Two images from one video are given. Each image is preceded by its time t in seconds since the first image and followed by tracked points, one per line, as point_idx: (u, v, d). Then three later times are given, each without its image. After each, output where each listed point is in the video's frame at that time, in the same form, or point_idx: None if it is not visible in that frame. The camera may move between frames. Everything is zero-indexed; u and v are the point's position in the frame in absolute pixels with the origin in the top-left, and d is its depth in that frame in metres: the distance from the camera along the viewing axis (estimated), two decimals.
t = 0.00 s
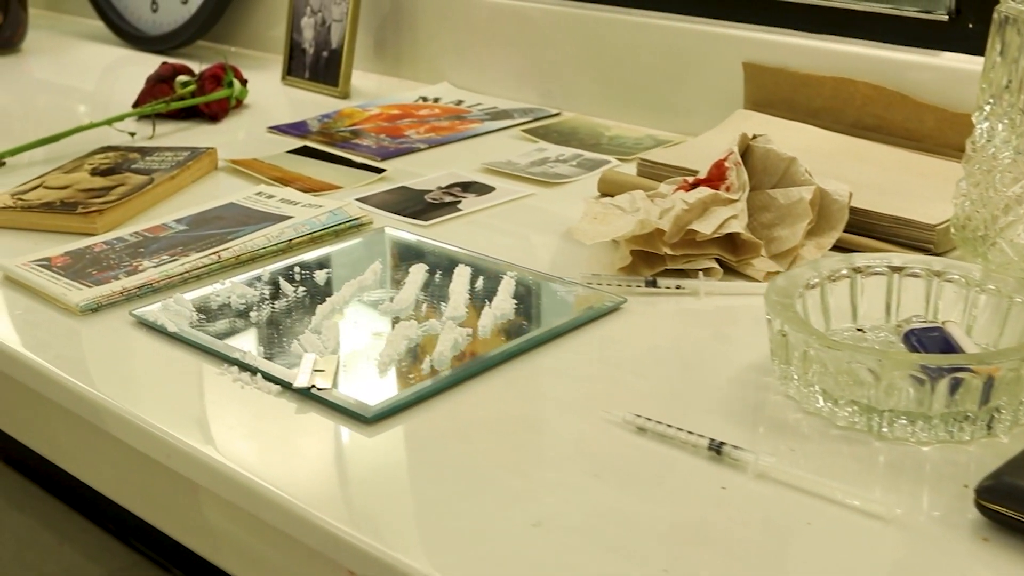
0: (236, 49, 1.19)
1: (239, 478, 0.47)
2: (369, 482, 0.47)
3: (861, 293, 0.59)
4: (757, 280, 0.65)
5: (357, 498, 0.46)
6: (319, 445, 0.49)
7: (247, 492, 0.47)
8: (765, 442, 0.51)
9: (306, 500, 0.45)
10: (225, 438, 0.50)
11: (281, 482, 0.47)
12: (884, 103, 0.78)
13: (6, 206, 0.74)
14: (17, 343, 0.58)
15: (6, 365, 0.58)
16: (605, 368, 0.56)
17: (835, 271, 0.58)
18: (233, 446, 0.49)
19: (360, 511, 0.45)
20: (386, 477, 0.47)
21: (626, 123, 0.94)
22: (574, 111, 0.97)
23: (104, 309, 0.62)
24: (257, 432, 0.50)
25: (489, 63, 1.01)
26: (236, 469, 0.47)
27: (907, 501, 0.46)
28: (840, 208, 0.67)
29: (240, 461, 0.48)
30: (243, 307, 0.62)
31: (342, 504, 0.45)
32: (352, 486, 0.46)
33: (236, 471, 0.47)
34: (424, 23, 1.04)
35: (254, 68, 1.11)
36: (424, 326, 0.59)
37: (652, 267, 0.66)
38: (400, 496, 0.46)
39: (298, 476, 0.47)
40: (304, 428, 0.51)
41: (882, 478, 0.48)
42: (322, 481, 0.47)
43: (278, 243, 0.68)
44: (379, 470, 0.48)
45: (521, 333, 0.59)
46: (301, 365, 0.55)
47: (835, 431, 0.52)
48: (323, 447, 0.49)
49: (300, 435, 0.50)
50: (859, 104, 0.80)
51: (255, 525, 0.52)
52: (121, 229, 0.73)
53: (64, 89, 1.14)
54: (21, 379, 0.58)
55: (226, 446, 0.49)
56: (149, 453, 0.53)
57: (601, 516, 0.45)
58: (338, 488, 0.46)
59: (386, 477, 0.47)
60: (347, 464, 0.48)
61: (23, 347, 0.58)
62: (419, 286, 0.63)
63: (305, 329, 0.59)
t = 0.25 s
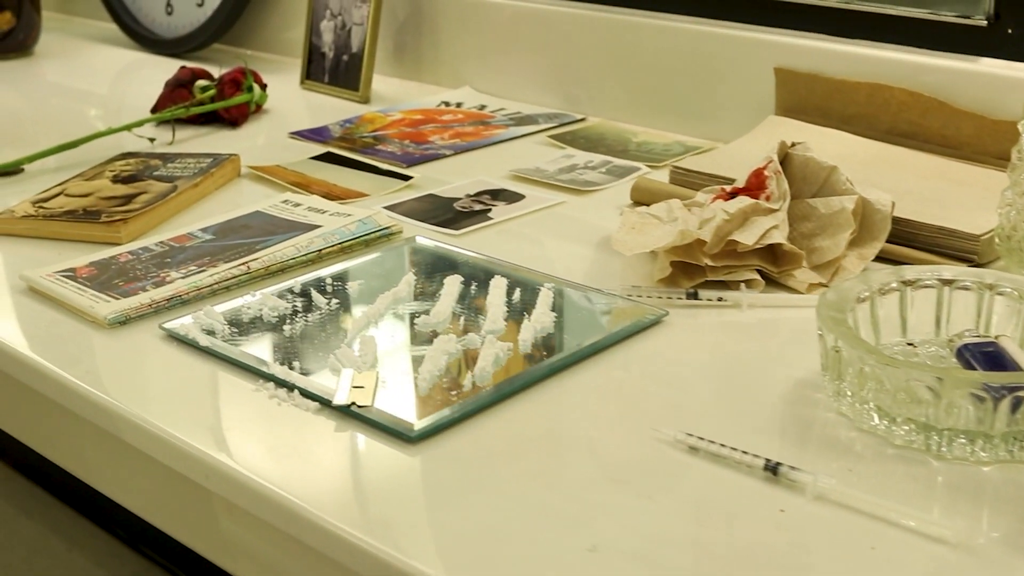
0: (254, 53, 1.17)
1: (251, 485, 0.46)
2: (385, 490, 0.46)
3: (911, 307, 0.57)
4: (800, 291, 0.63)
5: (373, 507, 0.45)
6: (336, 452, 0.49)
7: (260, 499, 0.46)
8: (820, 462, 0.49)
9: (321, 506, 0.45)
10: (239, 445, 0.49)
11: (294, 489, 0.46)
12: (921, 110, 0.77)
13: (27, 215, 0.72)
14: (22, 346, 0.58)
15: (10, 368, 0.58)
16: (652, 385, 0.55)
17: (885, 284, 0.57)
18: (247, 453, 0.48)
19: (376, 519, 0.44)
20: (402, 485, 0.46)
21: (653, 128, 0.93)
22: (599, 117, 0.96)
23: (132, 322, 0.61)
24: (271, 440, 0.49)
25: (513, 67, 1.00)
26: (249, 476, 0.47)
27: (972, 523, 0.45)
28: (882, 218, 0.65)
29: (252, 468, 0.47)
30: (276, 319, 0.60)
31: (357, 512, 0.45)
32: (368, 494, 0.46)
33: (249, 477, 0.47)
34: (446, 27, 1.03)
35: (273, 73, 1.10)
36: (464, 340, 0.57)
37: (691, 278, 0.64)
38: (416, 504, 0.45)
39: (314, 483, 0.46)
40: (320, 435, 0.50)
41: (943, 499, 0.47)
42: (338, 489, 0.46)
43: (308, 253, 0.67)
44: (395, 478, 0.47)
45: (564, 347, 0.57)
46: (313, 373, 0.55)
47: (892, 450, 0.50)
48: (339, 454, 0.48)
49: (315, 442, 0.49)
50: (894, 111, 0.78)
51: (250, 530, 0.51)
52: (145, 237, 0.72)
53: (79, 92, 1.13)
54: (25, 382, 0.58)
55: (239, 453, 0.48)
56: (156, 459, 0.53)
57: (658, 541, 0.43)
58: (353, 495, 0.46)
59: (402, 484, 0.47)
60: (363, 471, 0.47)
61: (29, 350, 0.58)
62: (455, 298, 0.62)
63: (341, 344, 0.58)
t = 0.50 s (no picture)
0: (270, 56, 1.16)
1: (266, 492, 0.46)
2: (401, 498, 0.45)
3: (959, 320, 0.56)
4: (841, 302, 0.62)
5: (388, 515, 0.44)
6: (351, 460, 0.48)
7: (274, 506, 0.45)
8: (874, 481, 0.48)
9: (335, 515, 0.44)
10: (253, 451, 0.48)
11: (307, 496, 0.45)
12: (956, 116, 0.75)
13: (49, 223, 0.71)
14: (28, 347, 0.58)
15: (15, 369, 0.58)
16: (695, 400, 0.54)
17: (933, 296, 0.55)
18: (260, 459, 0.48)
19: (392, 527, 0.43)
20: (418, 493, 0.46)
21: (679, 133, 0.91)
22: (623, 121, 0.95)
23: (159, 335, 0.59)
24: (285, 446, 0.49)
25: (535, 71, 0.98)
26: (263, 482, 0.46)
27: None
28: (924, 227, 0.64)
29: (266, 475, 0.47)
30: (307, 332, 0.59)
31: (371, 519, 0.44)
32: (384, 503, 0.45)
33: (264, 484, 0.46)
34: (467, 30, 1.01)
35: (290, 77, 1.09)
36: (502, 354, 0.56)
37: (730, 289, 0.63)
38: (432, 512, 0.45)
39: (329, 490, 0.46)
40: (335, 441, 0.49)
41: (1003, 520, 0.45)
42: (354, 496, 0.45)
43: (336, 262, 0.66)
44: (425, 492, 0.46)
45: (605, 361, 0.56)
46: (330, 380, 0.54)
47: (947, 468, 0.49)
48: (356, 462, 0.48)
49: (331, 450, 0.49)
50: (928, 116, 0.77)
51: (251, 534, 0.50)
52: (169, 246, 0.70)
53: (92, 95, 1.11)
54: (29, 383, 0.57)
55: (253, 459, 0.48)
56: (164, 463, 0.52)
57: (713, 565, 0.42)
58: (369, 503, 0.45)
59: (420, 492, 0.46)
60: (380, 480, 0.47)
61: (35, 352, 0.57)
62: (489, 309, 0.60)
63: (376, 358, 0.56)
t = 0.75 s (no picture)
0: (287, 60, 1.15)
1: (280, 498, 0.45)
2: (416, 505, 0.45)
3: (1009, 333, 0.54)
4: (883, 314, 0.61)
5: (402, 521, 0.43)
6: (367, 467, 0.47)
7: (288, 512, 0.45)
8: (928, 501, 0.46)
9: (349, 520, 0.43)
10: (267, 457, 0.48)
11: (321, 502, 0.45)
12: (992, 121, 0.73)
13: (70, 231, 0.70)
14: (35, 351, 0.57)
15: (21, 373, 0.57)
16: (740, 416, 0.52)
17: (982, 309, 0.54)
18: (274, 465, 0.47)
19: (406, 533, 0.43)
20: (433, 499, 0.45)
21: (706, 139, 0.90)
22: (648, 126, 0.93)
23: (187, 347, 0.58)
24: (299, 452, 0.48)
25: (557, 75, 0.97)
26: (275, 488, 0.46)
27: None
28: (965, 237, 0.63)
29: (278, 480, 0.46)
30: (340, 345, 0.57)
31: (385, 525, 0.43)
32: (399, 509, 0.44)
33: (277, 490, 0.45)
34: (488, 33, 1.00)
35: (307, 80, 1.07)
36: (541, 367, 0.55)
37: (769, 300, 0.62)
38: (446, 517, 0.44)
39: (343, 497, 0.45)
40: (350, 448, 0.49)
41: None
42: (368, 502, 0.45)
43: (366, 272, 0.64)
44: (467, 512, 0.44)
45: (646, 375, 0.55)
46: (343, 386, 0.53)
47: (1003, 488, 0.47)
48: (371, 468, 0.47)
49: (346, 456, 0.48)
50: (963, 122, 0.75)
51: (263, 542, 0.50)
52: (192, 255, 0.69)
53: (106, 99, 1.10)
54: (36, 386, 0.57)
55: (267, 465, 0.47)
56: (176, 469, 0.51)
57: None
58: (383, 509, 0.44)
59: (435, 498, 0.45)
60: (395, 486, 0.46)
61: (42, 355, 0.57)
62: (525, 320, 0.59)
63: (412, 372, 0.55)
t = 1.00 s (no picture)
0: (303, 63, 1.14)
1: (294, 505, 0.45)
2: (431, 512, 0.44)
3: None
4: (926, 325, 0.60)
5: (417, 529, 0.43)
6: (383, 474, 0.47)
7: (303, 519, 0.44)
8: (987, 521, 0.45)
9: (361, 527, 0.43)
10: (282, 464, 0.47)
11: (335, 508, 0.44)
12: None
13: (92, 240, 0.69)
14: (43, 354, 0.57)
15: (27, 375, 0.57)
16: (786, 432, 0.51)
17: None
18: (290, 472, 0.47)
19: (421, 540, 0.42)
20: (449, 506, 0.45)
21: (732, 144, 0.89)
22: (673, 131, 0.92)
23: (216, 360, 0.57)
24: (314, 459, 0.48)
25: (579, 78, 0.96)
26: (289, 494, 0.45)
27: None
28: (1009, 248, 0.62)
29: (292, 486, 0.46)
30: (374, 358, 0.56)
31: (400, 531, 0.43)
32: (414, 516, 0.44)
33: (293, 498, 0.45)
34: (508, 36, 0.99)
35: (325, 84, 1.06)
36: (580, 382, 0.53)
37: (809, 310, 0.60)
38: (462, 523, 0.43)
39: (358, 504, 0.44)
40: (367, 455, 0.48)
41: None
42: (383, 510, 0.44)
43: (396, 282, 0.63)
44: (511, 532, 0.43)
45: (690, 390, 0.53)
46: (360, 393, 0.53)
47: None
48: (386, 476, 0.46)
49: (363, 463, 0.47)
50: (998, 129, 0.73)
51: (275, 550, 0.49)
52: (216, 263, 0.68)
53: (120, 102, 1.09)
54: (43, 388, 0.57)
55: (282, 472, 0.47)
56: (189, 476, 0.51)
57: None
58: (398, 516, 0.44)
59: (451, 506, 0.45)
60: (411, 493, 0.45)
61: (49, 358, 0.57)
62: (561, 333, 0.58)
63: (449, 386, 0.53)
